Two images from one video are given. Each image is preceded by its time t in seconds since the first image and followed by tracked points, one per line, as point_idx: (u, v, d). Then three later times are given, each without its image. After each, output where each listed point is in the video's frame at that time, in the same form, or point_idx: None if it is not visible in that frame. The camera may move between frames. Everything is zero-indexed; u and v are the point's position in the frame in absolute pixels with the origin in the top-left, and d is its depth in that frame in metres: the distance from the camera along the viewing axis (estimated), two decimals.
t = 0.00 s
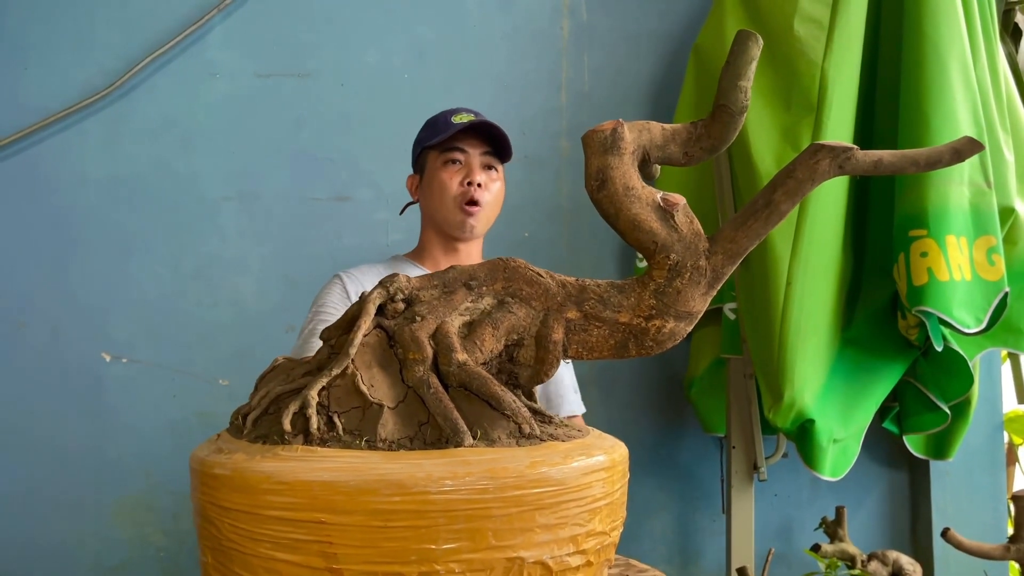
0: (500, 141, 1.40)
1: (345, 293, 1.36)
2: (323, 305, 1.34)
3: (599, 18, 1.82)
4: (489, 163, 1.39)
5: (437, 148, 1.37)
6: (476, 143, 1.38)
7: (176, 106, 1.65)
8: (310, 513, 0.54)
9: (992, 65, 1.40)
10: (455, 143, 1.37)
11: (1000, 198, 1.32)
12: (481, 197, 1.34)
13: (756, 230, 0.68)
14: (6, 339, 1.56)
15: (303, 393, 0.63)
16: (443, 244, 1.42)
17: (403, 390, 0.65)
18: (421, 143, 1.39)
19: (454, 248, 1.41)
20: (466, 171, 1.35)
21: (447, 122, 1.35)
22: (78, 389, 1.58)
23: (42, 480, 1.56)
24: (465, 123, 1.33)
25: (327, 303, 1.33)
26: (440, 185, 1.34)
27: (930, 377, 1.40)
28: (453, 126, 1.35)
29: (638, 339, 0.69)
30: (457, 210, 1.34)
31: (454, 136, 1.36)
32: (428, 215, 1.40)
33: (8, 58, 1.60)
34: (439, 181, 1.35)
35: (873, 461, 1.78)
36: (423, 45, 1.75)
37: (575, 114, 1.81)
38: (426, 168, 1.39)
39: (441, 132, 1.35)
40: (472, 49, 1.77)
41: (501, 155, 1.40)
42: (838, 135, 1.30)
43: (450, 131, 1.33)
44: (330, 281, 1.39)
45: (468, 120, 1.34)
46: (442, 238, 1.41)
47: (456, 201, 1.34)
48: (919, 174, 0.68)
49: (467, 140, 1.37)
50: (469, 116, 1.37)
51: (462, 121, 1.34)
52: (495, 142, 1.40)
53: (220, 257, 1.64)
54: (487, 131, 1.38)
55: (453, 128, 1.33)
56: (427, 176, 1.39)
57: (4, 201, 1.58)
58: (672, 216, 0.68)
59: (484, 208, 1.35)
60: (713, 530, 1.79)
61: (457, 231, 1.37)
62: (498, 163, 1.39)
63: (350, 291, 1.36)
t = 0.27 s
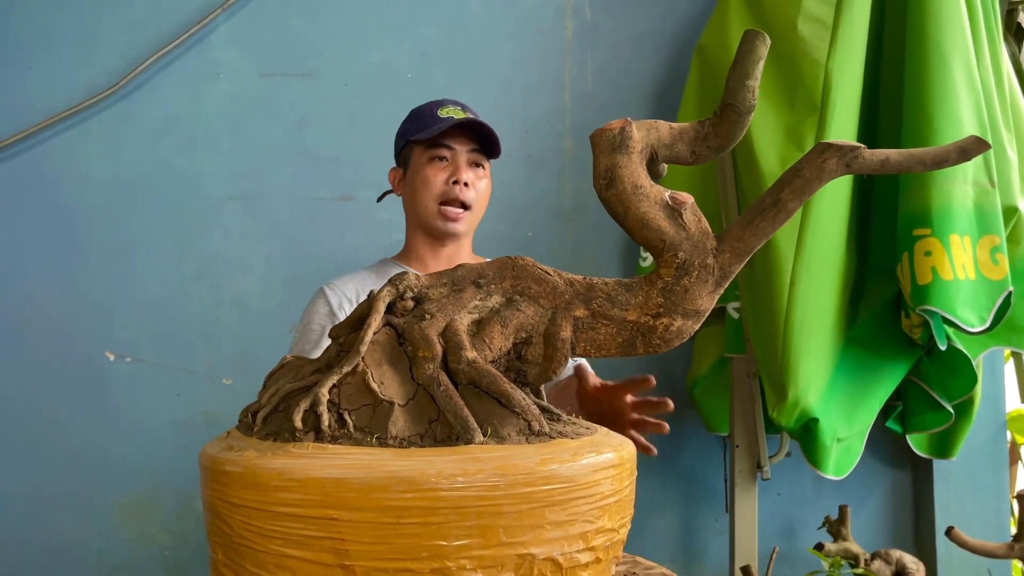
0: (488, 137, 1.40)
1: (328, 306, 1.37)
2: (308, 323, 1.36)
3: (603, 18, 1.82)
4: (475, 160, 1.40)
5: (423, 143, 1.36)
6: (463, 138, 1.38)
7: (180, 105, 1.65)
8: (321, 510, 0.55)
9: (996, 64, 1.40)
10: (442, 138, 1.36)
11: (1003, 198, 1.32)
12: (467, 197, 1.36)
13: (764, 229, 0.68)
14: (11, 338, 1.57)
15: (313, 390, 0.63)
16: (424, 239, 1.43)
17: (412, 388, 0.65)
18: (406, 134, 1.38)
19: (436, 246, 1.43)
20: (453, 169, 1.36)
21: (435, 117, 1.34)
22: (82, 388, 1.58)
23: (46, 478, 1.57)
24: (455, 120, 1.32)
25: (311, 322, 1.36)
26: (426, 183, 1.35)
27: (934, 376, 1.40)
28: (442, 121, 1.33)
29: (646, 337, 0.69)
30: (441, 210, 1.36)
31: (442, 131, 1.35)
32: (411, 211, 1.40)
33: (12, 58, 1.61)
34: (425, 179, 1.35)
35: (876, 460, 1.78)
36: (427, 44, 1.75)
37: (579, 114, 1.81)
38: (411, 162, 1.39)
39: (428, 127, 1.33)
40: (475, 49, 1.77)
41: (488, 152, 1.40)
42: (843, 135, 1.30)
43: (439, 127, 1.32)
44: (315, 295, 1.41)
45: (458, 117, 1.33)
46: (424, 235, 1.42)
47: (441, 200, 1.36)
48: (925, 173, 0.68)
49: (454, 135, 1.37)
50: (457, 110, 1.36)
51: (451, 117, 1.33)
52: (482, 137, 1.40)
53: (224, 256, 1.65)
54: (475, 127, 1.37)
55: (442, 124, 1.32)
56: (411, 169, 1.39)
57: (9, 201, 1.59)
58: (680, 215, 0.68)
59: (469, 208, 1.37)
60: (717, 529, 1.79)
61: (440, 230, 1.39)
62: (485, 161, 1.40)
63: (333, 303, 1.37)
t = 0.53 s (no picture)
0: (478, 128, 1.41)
1: (319, 305, 1.38)
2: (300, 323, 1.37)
3: (605, 17, 1.82)
4: (468, 151, 1.40)
5: (415, 136, 1.37)
6: (454, 130, 1.39)
7: (182, 105, 1.65)
8: (327, 510, 0.55)
9: (999, 64, 1.40)
10: (433, 131, 1.37)
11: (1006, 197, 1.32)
12: (463, 185, 1.36)
13: (767, 229, 0.69)
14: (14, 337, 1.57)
15: (318, 390, 0.63)
16: (421, 234, 1.42)
17: (417, 387, 0.65)
18: (397, 131, 1.39)
19: (435, 238, 1.41)
20: (446, 160, 1.36)
21: (424, 110, 1.35)
22: (85, 387, 1.59)
23: (48, 478, 1.57)
24: (443, 110, 1.34)
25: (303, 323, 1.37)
26: (420, 173, 1.34)
27: (936, 375, 1.40)
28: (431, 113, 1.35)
29: (649, 337, 0.69)
30: (438, 199, 1.35)
31: (432, 123, 1.36)
32: (406, 206, 1.39)
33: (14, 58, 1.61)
34: (419, 169, 1.35)
35: (879, 460, 1.78)
36: (429, 44, 1.75)
37: (581, 113, 1.81)
38: (403, 156, 1.39)
39: (419, 119, 1.34)
40: (477, 48, 1.77)
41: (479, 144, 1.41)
42: (845, 134, 1.30)
43: (429, 117, 1.33)
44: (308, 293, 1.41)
45: (446, 107, 1.34)
46: (421, 229, 1.41)
47: (437, 190, 1.35)
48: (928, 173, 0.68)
49: (445, 128, 1.38)
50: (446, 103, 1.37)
51: (440, 107, 1.34)
52: (472, 130, 1.42)
53: (226, 256, 1.65)
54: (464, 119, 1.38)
55: (432, 114, 1.33)
56: (404, 164, 1.39)
57: (11, 201, 1.59)
58: (684, 215, 0.69)
59: (466, 197, 1.37)
60: (719, 528, 1.79)
61: (438, 221, 1.37)
62: (478, 153, 1.41)
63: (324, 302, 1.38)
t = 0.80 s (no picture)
0: (482, 129, 1.42)
1: (321, 300, 1.37)
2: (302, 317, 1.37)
3: (606, 16, 1.82)
4: (472, 152, 1.41)
5: (420, 136, 1.37)
6: (458, 131, 1.40)
7: (183, 104, 1.65)
8: (330, 508, 0.55)
9: (1001, 62, 1.40)
10: (438, 132, 1.37)
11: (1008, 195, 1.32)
12: (468, 185, 1.36)
13: (769, 227, 0.68)
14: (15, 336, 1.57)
15: (321, 388, 0.63)
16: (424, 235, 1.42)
17: (420, 385, 0.65)
18: (401, 131, 1.39)
19: (439, 239, 1.41)
20: (451, 160, 1.36)
21: (429, 110, 1.36)
22: (86, 386, 1.59)
23: (50, 477, 1.57)
24: (448, 111, 1.34)
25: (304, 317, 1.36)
26: (425, 173, 1.34)
27: (938, 374, 1.40)
28: (436, 114, 1.35)
29: (650, 335, 0.69)
30: (443, 199, 1.35)
31: (437, 124, 1.37)
32: (410, 205, 1.39)
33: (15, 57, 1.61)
34: (424, 169, 1.35)
35: (880, 458, 1.78)
36: (430, 43, 1.75)
37: (582, 112, 1.81)
38: (407, 156, 1.39)
39: (423, 119, 1.35)
40: (478, 47, 1.77)
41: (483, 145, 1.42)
42: (847, 132, 1.30)
43: (435, 117, 1.34)
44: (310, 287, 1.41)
45: (451, 108, 1.35)
46: (425, 229, 1.41)
47: (442, 189, 1.35)
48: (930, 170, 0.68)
49: (449, 129, 1.38)
50: (450, 104, 1.38)
51: (445, 108, 1.35)
52: (475, 131, 1.42)
53: (227, 255, 1.65)
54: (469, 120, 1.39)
55: (437, 115, 1.34)
56: (409, 164, 1.39)
57: (12, 200, 1.59)
58: (686, 212, 0.68)
59: (470, 197, 1.37)
60: (720, 526, 1.79)
61: (442, 221, 1.37)
62: (482, 153, 1.41)
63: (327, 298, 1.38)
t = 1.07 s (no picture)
0: (500, 133, 1.40)
1: (335, 289, 1.36)
2: (314, 304, 1.35)
3: (608, 14, 1.82)
4: (488, 156, 1.39)
5: (437, 138, 1.36)
6: (475, 134, 1.38)
7: (185, 102, 1.65)
8: (339, 504, 0.55)
9: (1004, 59, 1.40)
10: (455, 134, 1.36)
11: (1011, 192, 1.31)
12: (479, 189, 1.36)
13: (773, 223, 0.68)
14: (18, 335, 1.57)
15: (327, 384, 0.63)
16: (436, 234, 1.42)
17: (426, 381, 0.65)
18: (419, 130, 1.38)
19: (449, 241, 1.41)
20: (466, 163, 1.35)
21: (447, 112, 1.34)
22: (89, 384, 1.59)
23: (53, 475, 1.57)
24: (467, 115, 1.33)
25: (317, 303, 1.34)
26: (439, 176, 1.34)
27: (941, 371, 1.40)
28: (454, 116, 1.34)
29: (655, 331, 0.69)
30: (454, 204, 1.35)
31: (455, 126, 1.35)
32: (422, 206, 1.39)
33: (16, 55, 1.61)
34: (438, 172, 1.35)
35: (883, 456, 1.78)
36: (432, 41, 1.75)
37: (585, 109, 1.80)
38: (423, 156, 1.38)
39: (441, 122, 1.34)
40: (481, 45, 1.77)
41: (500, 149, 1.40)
42: (849, 129, 1.30)
43: (452, 122, 1.32)
44: (322, 276, 1.40)
45: (471, 112, 1.33)
46: (436, 230, 1.41)
47: (454, 194, 1.35)
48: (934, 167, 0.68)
49: (467, 131, 1.37)
50: (470, 106, 1.36)
51: (463, 112, 1.33)
52: (494, 134, 1.41)
53: (229, 253, 1.65)
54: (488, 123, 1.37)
55: (455, 119, 1.32)
56: (423, 164, 1.38)
57: (15, 198, 1.59)
58: (691, 208, 0.68)
59: (481, 202, 1.37)
60: (723, 524, 1.79)
61: (453, 225, 1.38)
62: (497, 157, 1.40)
63: (340, 287, 1.37)
